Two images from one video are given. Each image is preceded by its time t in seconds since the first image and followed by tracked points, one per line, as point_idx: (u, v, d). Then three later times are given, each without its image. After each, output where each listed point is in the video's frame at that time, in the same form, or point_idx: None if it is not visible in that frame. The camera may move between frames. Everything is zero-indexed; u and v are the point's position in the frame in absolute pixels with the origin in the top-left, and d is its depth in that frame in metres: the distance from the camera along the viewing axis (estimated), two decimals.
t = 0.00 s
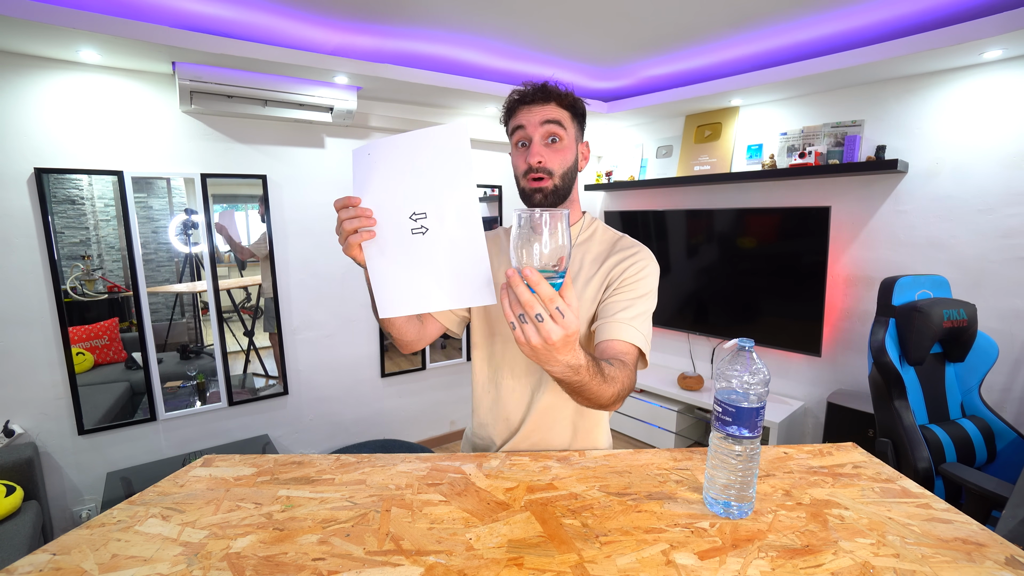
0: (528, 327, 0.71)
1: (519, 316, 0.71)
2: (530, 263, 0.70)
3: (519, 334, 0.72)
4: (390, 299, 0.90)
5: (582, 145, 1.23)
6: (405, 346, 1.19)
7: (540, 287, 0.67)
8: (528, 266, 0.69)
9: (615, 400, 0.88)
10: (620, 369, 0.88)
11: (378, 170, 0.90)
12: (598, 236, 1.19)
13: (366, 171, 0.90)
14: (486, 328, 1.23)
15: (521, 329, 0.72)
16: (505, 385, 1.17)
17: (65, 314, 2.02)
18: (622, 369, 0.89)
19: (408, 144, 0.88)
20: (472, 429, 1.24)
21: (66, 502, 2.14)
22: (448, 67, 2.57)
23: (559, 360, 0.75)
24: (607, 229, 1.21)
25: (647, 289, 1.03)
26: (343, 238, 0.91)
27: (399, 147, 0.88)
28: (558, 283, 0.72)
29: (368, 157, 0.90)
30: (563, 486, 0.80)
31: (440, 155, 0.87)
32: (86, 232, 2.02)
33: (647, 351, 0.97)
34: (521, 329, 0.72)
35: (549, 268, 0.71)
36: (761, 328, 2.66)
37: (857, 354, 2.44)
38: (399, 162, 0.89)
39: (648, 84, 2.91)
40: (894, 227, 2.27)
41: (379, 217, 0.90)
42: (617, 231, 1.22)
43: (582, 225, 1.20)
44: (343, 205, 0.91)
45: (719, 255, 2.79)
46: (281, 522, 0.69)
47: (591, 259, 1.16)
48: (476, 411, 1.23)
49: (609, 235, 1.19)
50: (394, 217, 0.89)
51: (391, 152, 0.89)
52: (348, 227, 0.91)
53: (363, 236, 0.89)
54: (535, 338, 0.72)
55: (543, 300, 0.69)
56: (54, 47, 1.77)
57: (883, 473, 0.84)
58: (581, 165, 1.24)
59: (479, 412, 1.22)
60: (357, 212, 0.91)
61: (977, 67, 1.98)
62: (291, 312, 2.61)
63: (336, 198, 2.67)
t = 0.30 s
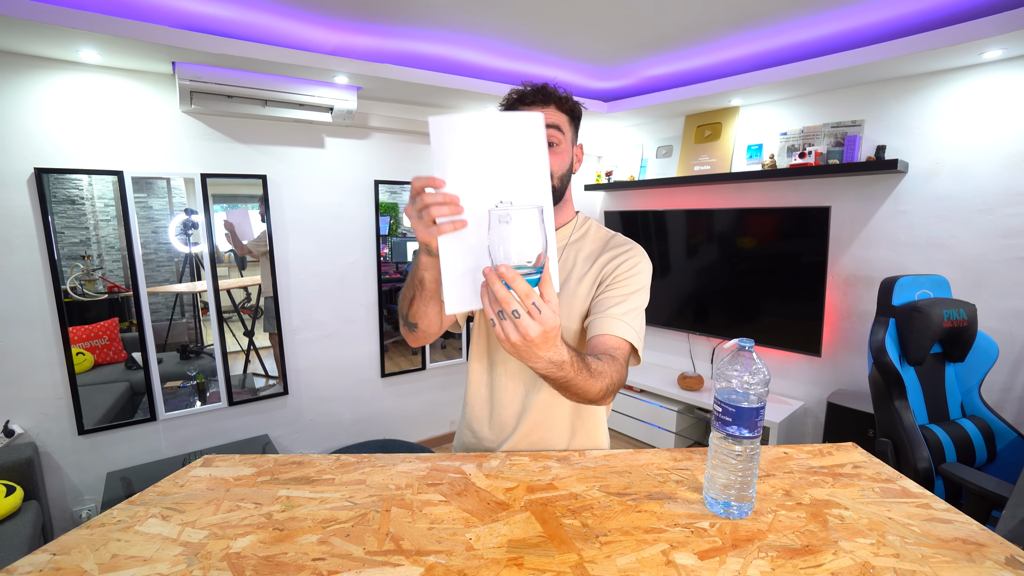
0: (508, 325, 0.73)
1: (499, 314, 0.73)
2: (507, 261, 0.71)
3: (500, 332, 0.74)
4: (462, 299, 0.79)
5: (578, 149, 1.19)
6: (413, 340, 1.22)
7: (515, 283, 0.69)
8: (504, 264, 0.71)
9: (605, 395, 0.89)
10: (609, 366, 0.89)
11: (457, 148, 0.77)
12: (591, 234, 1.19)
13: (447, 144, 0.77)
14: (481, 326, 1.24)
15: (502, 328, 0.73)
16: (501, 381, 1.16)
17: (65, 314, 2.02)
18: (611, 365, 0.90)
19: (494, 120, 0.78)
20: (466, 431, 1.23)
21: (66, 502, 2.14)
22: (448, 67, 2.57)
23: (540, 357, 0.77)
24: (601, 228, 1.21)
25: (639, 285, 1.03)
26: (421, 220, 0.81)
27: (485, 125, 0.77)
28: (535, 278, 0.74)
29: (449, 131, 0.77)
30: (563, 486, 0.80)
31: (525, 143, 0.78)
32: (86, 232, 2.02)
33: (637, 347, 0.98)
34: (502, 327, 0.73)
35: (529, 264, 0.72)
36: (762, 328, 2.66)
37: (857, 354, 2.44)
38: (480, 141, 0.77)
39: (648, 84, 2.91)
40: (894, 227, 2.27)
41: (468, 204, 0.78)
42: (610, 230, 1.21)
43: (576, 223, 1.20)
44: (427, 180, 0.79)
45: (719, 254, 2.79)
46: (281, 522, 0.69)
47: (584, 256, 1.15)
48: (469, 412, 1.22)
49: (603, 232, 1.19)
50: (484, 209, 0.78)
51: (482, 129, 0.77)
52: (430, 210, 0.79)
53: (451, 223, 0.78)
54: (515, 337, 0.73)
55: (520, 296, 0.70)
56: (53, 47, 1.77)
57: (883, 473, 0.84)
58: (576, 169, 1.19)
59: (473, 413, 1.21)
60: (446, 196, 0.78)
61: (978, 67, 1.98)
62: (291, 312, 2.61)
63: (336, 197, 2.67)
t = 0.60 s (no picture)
0: (512, 326, 0.73)
1: (504, 314, 0.74)
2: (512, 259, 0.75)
3: (503, 333, 0.74)
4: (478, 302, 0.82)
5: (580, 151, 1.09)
6: (416, 342, 1.22)
7: (519, 280, 0.70)
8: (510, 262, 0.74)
9: (606, 392, 0.88)
10: (610, 365, 0.89)
11: (475, 155, 0.77)
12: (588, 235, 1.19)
13: (465, 151, 0.78)
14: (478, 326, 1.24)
15: (506, 329, 0.74)
16: (499, 382, 1.17)
17: (65, 314, 2.02)
18: (611, 363, 0.90)
19: (517, 125, 0.76)
20: (465, 432, 1.22)
21: (66, 502, 2.14)
22: (448, 67, 2.57)
23: (544, 356, 0.77)
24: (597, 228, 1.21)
25: (637, 284, 1.03)
26: (436, 229, 0.82)
27: (510, 129, 0.76)
28: (539, 278, 0.76)
29: (470, 139, 0.78)
30: (563, 486, 0.80)
31: (560, 139, 0.75)
32: (86, 232, 2.02)
33: (637, 345, 0.98)
34: (507, 327, 0.74)
35: (534, 263, 0.75)
36: (762, 328, 2.66)
37: (857, 354, 2.44)
38: (508, 143, 0.76)
39: (648, 84, 2.91)
40: (894, 227, 2.27)
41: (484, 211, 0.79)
42: (606, 230, 1.21)
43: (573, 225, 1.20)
44: (439, 188, 0.80)
45: (719, 254, 2.79)
46: (281, 522, 0.69)
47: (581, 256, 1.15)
48: (468, 413, 1.21)
49: (600, 232, 1.19)
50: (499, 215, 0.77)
51: (501, 134, 0.76)
52: (445, 218, 0.80)
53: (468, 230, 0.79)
54: (519, 338, 0.73)
55: (524, 295, 0.72)
56: (53, 48, 1.77)
57: (883, 472, 0.84)
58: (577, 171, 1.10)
59: (473, 414, 1.21)
60: (460, 203, 0.79)
61: (978, 67, 1.98)
62: (291, 312, 2.61)
63: (336, 197, 2.67)
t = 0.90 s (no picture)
0: (508, 323, 0.75)
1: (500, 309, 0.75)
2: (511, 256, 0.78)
3: (499, 329, 0.75)
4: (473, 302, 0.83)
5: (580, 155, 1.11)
6: (414, 341, 1.22)
7: (517, 277, 0.73)
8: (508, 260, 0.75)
9: (602, 392, 0.88)
10: (607, 365, 0.88)
11: (474, 155, 0.78)
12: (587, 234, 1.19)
13: (464, 152, 0.78)
14: (477, 327, 1.25)
15: (502, 326, 0.75)
16: (498, 381, 1.17)
17: (65, 314, 2.02)
18: (608, 363, 0.89)
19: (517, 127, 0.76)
20: (465, 433, 1.21)
21: (66, 502, 2.14)
22: (448, 67, 2.57)
23: (539, 354, 0.78)
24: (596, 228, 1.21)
25: (635, 284, 1.03)
26: (432, 227, 0.83)
27: (509, 129, 0.76)
28: (538, 275, 0.78)
29: (469, 140, 0.78)
30: (563, 486, 0.80)
31: (560, 140, 0.75)
32: (86, 232, 2.02)
33: (635, 347, 0.98)
34: (503, 325, 0.75)
35: (533, 262, 0.77)
36: (762, 328, 2.66)
37: (857, 354, 2.44)
38: (507, 143, 0.76)
39: (648, 83, 2.91)
40: (894, 227, 2.27)
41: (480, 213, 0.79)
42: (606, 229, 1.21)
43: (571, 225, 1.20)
44: (438, 186, 0.81)
45: (719, 255, 2.79)
46: (281, 522, 0.69)
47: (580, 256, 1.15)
48: (468, 413, 1.21)
49: (599, 232, 1.19)
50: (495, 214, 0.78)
51: (501, 136, 0.76)
52: (440, 216, 0.80)
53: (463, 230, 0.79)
54: (514, 335, 0.75)
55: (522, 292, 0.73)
56: (53, 48, 1.77)
57: (883, 473, 0.84)
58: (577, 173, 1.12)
59: (473, 414, 1.21)
60: (456, 203, 0.79)
61: (978, 67, 1.98)
62: (291, 312, 2.61)
63: (336, 198, 2.67)
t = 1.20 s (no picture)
0: (509, 321, 0.74)
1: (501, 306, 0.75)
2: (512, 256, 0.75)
3: (500, 325, 0.76)
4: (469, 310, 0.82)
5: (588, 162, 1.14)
6: (415, 347, 1.22)
7: (520, 276, 0.72)
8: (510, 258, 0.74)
9: (602, 392, 0.88)
10: (607, 365, 0.88)
11: (473, 164, 0.78)
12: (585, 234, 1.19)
13: (463, 163, 0.78)
14: (477, 329, 1.25)
15: (502, 323, 0.75)
16: (498, 382, 1.17)
17: (65, 314, 2.02)
18: (608, 362, 0.89)
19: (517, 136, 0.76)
20: (467, 434, 1.21)
21: (66, 502, 2.14)
22: (448, 67, 2.57)
23: (540, 353, 0.78)
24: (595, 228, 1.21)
25: (635, 284, 1.03)
26: (429, 237, 0.83)
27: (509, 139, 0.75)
28: (538, 273, 0.77)
29: (468, 150, 0.78)
30: (563, 486, 0.80)
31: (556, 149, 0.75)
32: (86, 232, 2.02)
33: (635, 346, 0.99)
34: (504, 322, 0.75)
35: (533, 260, 0.76)
36: (762, 328, 2.66)
37: (857, 354, 2.44)
38: (506, 154, 0.76)
39: (648, 83, 2.91)
40: (894, 227, 2.27)
41: (477, 222, 0.79)
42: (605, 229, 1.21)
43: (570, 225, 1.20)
44: (436, 197, 0.81)
45: (719, 254, 2.79)
46: (281, 522, 0.69)
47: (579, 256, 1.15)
48: (469, 414, 1.21)
49: (597, 232, 1.19)
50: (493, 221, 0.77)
51: (500, 145, 0.76)
52: (437, 226, 0.80)
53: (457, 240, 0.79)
54: (514, 332, 0.75)
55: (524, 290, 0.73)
56: (53, 48, 1.77)
57: (883, 473, 0.84)
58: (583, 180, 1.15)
59: (474, 415, 1.21)
60: (453, 213, 0.80)
61: (978, 67, 1.98)
62: (291, 312, 2.61)
63: (336, 197, 2.67)
